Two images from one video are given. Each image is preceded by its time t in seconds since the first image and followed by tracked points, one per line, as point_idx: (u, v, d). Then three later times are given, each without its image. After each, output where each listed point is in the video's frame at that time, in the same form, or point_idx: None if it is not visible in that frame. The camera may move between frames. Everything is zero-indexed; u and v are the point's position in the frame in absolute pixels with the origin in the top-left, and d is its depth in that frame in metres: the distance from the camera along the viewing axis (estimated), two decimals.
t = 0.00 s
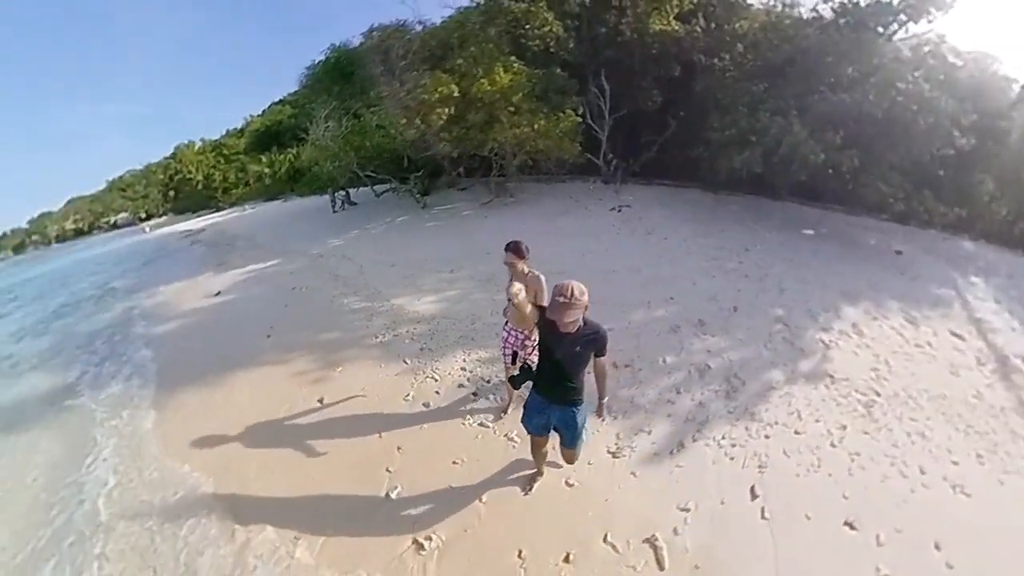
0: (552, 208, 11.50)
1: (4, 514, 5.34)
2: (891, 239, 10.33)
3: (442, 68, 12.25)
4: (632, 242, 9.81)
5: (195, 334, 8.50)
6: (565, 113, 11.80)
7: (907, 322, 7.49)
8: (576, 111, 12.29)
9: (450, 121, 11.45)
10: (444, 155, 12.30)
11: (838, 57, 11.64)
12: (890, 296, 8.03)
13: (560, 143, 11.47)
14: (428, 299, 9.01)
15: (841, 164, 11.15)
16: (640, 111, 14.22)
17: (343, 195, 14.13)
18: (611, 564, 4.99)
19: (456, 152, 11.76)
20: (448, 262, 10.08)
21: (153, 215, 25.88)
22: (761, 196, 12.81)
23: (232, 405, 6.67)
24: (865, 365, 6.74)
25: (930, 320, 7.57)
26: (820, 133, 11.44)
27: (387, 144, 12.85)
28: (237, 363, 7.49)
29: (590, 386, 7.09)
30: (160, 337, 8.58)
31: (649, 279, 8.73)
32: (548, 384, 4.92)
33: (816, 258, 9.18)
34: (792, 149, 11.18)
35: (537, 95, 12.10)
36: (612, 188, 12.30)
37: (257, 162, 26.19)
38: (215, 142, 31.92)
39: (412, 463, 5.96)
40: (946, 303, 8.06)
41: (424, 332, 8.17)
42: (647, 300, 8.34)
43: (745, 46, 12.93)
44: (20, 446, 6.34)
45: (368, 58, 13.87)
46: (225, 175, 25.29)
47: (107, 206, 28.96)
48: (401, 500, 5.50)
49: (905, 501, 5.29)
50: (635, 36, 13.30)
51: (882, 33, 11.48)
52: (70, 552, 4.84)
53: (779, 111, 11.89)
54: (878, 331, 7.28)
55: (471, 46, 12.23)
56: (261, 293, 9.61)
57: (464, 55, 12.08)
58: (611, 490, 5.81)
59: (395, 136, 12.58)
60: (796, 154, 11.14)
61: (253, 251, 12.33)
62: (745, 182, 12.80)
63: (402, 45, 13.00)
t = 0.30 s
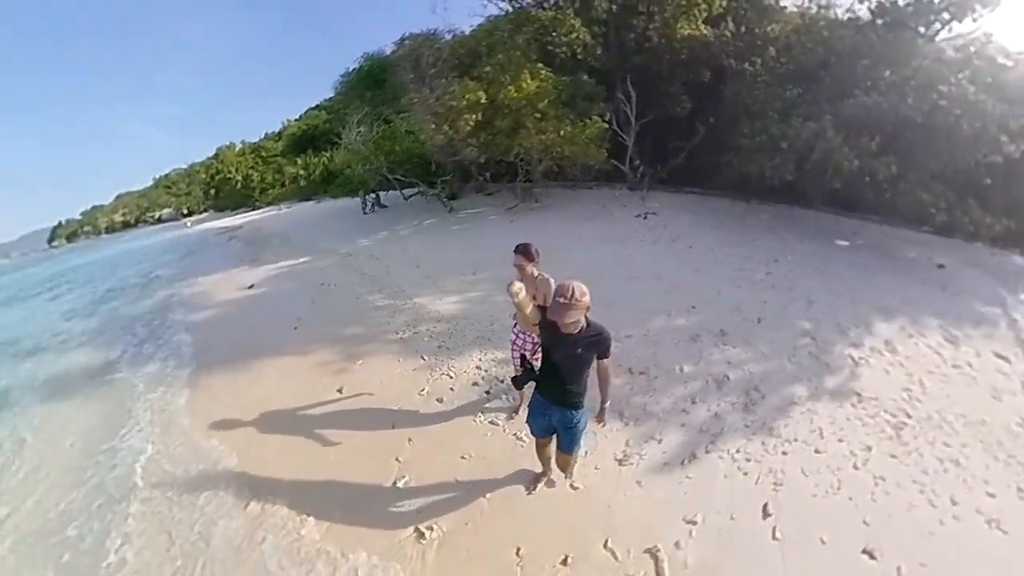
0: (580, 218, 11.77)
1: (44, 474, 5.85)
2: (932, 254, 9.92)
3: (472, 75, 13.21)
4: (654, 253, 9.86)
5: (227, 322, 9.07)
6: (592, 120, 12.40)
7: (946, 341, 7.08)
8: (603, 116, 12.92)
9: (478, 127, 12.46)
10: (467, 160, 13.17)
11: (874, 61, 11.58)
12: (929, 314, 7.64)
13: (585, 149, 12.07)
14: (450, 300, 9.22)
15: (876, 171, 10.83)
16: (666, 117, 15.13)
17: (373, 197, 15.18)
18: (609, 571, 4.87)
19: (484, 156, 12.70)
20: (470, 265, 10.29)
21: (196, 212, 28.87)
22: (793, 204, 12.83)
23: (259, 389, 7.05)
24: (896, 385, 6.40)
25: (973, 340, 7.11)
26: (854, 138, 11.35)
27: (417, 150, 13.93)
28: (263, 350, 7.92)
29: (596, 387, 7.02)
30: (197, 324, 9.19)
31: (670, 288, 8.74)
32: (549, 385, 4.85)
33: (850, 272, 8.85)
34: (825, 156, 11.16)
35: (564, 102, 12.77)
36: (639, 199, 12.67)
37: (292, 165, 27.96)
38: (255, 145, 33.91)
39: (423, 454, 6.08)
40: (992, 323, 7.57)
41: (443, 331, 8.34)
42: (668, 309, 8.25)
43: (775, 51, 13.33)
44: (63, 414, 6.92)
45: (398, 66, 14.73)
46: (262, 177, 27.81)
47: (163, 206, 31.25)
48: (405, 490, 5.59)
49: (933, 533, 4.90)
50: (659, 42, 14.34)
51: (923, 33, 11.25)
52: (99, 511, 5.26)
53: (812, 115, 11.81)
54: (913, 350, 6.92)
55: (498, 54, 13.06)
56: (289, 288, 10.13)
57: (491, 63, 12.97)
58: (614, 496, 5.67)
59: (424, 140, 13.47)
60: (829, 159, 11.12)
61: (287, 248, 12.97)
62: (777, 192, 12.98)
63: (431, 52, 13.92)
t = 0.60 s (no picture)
0: (606, 227, 11.73)
1: (81, 444, 6.35)
2: (979, 267, 9.36)
3: (500, 82, 13.77)
4: (680, 262, 9.70)
5: (258, 313, 9.60)
6: (619, 126, 12.60)
7: (990, 363, 6.60)
8: (630, 121, 13.10)
9: (504, 133, 12.87)
10: (493, 166, 13.63)
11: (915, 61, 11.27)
12: (971, 332, 7.19)
13: (611, 155, 12.23)
14: (471, 300, 9.37)
15: (915, 178, 10.48)
16: (697, 123, 15.03)
17: (402, 200, 15.89)
18: None
19: (509, 162, 13.02)
20: (491, 269, 10.42)
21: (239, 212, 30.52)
22: (827, 213, 12.59)
23: (284, 377, 7.41)
24: (929, 407, 6.02)
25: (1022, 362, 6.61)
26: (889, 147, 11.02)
27: (441, 155, 14.37)
28: (291, 341, 8.35)
29: (600, 393, 6.97)
30: (229, 313, 9.78)
31: (692, 297, 8.54)
32: (549, 386, 4.81)
33: (887, 287, 8.44)
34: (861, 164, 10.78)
35: (590, 108, 13.08)
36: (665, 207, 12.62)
37: (325, 167, 29.20)
38: (292, 148, 35.44)
39: (432, 449, 6.20)
40: None
41: (463, 331, 8.48)
42: (691, 317, 8.09)
43: (808, 52, 13.04)
44: (103, 391, 7.49)
45: (428, 73, 15.36)
46: (297, 178, 29.46)
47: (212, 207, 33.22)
48: (412, 481, 5.73)
49: (962, 569, 4.54)
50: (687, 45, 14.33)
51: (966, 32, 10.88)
52: (128, 479, 5.71)
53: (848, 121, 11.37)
54: (951, 371, 6.50)
55: (526, 61, 13.51)
56: (315, 285, 10.59)
57: (518, 70, 13.45)
58: (619, 503, 5.56)
59: (449, 145, 13.49)
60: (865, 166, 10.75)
61: (318, 247, 13.54)
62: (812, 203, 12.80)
63: (459, 61, 14.59)
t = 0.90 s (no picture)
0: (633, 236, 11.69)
1: (117, 421, 6.84)
2: None
3: (525, 86, 14.30)
4: (705, 271, 9.49)
5: (285, 306, 10.13)
6: (644, 132, 13.26)
7: None
8: (656, 127, 13.73)
9: (530, 138, 13.57)
10: (518, 171, 14.37)
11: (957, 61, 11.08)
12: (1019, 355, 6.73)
13: (635, 160, 12.94)
14: (490, 302, 9.50)
15: (957, 185, 10.56)
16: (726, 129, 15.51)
17: (429, 203, 17.22)
18: None
19: (535, 166, 13.82)
20: (512, 272, 10.51)
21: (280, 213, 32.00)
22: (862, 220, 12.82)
23: (307, 367, 7.76)
24: (965, 432, 5.64)
25: None
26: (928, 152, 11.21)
27: (469, 159, 14.94)
28: (315, 333, 8.73)
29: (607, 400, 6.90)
30: (258, 306, 10.39)
31: (716, 306, 8.35)
32: (550, 388, 4.74)
33: (928, 304, 8.04)
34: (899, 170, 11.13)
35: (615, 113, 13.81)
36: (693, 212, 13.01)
37: (358, 172, 30.30)
38: (325, 152, 37.07)
39: (442, 445, 6.29)
40: None
41: (480, 331, 8.59)
42: (712, 326, 7.90)
43: (843, 55, 13.16)
44: (142, 373, 8.05)
45: (454, 79, 15.69)
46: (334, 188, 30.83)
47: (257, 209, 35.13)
48: (419, 474, 5.86)
49: None
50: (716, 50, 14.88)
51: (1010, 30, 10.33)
52: (156, 455, 6.12)
53: (884, 125, 11.63)
54: (992, 394, 6.09)
55: (552, 67, 14.12)
56: (340, 283, 11.01)
57: (544, 75, 13.95)
58: (622, 511, 5.45)
59: (476, 149, 14.23)
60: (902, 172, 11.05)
61: (348, 247, 14.04)
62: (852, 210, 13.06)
63: (487, 67, 14.79)
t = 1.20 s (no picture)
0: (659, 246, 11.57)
1: (151, 401, 7.34)
2: None
3: (551, 92, 14.61)
4: (731, 284, 9.29)
5: (312, 300, 10.63)
6: (670, 138, 13.24)
7: None
8: (683, 133, 13.70)
9: (553, 144, 13.84)
10: (543, 176, 14.83)
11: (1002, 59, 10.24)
12: None
13: (660, 166, 12.87)
14: (508, 305, 9.60)
15: (1003, 191, 10.03)
16: (757, 134, 15.62)
17: (455, 207, 18.00)
18: None
19: (559, 172, 14.16)
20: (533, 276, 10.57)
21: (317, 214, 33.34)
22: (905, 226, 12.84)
23: (330, 360, 8.11)
24: (1006, 460, 5.22)
25: None
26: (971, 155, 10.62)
27: (496, 164, 15.38)
28: (339, 328, 9.11)
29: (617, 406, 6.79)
30: (286, 300, 10.95)
31: (740, 317, 8.16)
32: (550, 391, 4.72)
33: (970, 322, 7.60)
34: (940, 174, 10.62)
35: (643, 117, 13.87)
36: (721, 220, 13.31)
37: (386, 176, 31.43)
38: (355, 155, 38.54)
39: (450, 443, 6.36)
40: None
41: (496, 333, 8.68)
42: (733, 337, 7.69)
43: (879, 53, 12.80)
44: (178, 359, 8.62)
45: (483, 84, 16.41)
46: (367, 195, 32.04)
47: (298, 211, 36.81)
48: (424, 470, 5.94)
49: None
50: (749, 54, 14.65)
51: None
52: (183, 435, 6.54)
53: (921, 127, 11.21)
54: None
55: (578, 72, 14.41)
56: (364, 282, 11.44)
57: (570, 81, 14.21)
58: (625, 518, 5.24)
59: (501, 154, 14.70)
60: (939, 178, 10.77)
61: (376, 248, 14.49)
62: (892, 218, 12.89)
63: (513, 74, 15.67)
